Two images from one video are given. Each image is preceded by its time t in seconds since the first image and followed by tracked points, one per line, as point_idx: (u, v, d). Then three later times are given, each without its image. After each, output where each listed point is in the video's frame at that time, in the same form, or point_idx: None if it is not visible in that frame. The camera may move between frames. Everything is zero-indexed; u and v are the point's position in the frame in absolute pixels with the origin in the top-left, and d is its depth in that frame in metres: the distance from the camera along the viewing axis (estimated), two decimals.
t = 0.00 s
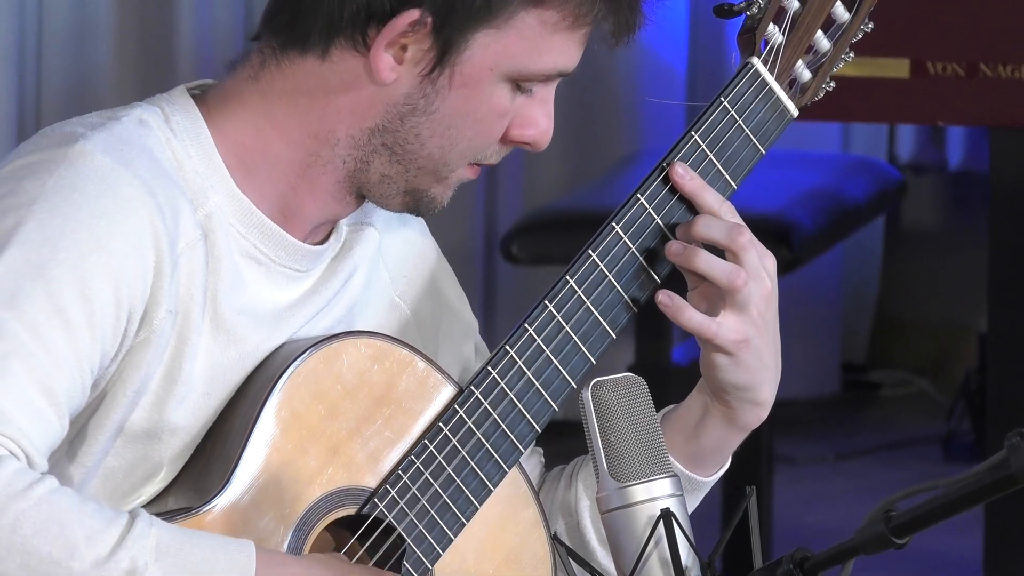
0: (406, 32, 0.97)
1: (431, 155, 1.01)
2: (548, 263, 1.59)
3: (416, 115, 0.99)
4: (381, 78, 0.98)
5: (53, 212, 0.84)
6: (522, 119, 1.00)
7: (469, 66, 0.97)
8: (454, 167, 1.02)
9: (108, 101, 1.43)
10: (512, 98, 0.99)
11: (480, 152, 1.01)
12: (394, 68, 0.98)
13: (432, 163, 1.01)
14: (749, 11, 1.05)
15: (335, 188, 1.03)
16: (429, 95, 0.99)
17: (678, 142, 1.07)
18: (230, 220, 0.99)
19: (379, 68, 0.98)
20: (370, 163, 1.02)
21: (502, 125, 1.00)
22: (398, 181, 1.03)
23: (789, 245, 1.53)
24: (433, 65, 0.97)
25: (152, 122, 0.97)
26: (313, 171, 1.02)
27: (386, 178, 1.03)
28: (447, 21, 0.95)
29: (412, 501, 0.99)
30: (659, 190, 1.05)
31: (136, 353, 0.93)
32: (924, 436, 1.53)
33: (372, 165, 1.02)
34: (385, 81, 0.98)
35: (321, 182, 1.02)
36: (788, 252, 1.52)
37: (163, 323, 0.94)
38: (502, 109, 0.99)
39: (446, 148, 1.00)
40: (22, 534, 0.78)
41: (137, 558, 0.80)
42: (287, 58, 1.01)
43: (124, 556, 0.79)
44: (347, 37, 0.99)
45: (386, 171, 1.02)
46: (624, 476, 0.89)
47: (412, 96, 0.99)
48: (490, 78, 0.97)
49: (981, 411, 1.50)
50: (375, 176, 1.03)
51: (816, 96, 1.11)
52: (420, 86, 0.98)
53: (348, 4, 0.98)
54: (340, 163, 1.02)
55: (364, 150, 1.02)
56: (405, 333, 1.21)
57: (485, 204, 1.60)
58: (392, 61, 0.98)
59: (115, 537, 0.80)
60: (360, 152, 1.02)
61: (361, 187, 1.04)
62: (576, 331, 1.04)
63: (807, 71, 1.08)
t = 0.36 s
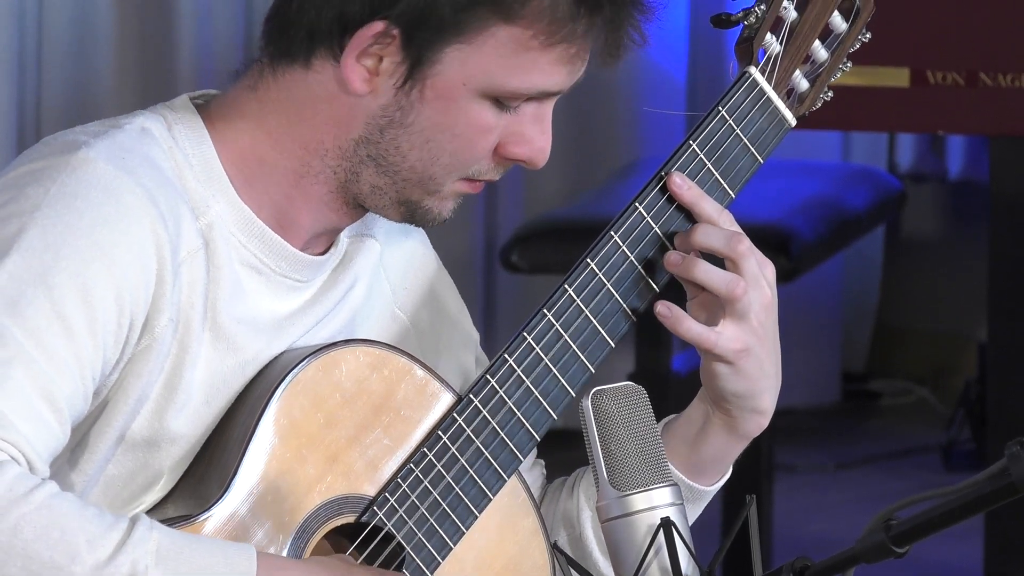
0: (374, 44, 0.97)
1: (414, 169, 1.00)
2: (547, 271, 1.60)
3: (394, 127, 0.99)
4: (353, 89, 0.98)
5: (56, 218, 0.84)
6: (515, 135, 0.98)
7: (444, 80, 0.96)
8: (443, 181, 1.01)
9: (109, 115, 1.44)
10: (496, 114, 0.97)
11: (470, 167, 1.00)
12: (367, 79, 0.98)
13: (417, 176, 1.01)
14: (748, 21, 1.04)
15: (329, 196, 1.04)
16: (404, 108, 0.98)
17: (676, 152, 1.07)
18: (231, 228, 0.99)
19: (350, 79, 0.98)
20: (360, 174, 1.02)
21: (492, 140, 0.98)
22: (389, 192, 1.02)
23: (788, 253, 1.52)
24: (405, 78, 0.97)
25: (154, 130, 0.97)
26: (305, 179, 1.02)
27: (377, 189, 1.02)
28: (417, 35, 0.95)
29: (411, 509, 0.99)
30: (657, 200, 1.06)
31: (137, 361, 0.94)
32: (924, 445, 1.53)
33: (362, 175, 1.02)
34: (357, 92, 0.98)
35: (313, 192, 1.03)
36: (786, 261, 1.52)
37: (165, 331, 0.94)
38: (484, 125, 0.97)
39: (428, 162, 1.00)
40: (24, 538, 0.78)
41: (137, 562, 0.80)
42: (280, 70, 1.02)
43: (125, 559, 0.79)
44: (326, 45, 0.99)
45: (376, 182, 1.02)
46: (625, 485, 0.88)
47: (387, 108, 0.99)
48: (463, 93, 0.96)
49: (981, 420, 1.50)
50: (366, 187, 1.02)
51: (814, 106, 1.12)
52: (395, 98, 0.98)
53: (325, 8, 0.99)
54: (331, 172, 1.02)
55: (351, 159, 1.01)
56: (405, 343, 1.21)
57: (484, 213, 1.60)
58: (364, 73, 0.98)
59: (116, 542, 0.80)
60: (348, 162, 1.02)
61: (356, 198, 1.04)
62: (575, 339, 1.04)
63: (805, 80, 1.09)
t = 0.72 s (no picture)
0: (344, 42, 0.98)
1: (391, 168, 1.00)
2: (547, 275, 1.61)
3: (369, 126, 0.99)
4: (326, 87, 0.99)
5: (53, 224, 0.84)
6: (496, 134, 0.98)
7: (413, 79, 0.97)
8: (428, 181, 1.01)
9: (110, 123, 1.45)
10: (473, 113, 0.97)
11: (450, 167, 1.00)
12: (342, 77, 0.99)
13: (396, 174, 1.00)
14: (745, 25, 1.04)
15: (318, 200, 1.04)
16: (377, 106, 0.99)
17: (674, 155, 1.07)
18: (229, 233, 1.00)
19: (324, 77, 0.99)
20: (344, 174, 1.02)
21: (474, 139, 0.98)
22: (373, 191, 1.02)
23: (789, 257, 1.52)
24: (374, 75, 0.98)
25: (150, 135, 0.98)
26: (294, 179, 1.02)
27: (361, 189, 1.02)
28: (386, 33, 0.96)
29: (410, 513, 0.99)
30: (655, 204, 1.06)
31: (136, 366, 0.94)
32: (924, 449, 1.53)
33: (346, 175, 1.02)
34: (331, 91, 0.99)
35: (301, 191, 1.03)
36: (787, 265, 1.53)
37: (162, 336, 0.95)
38: (461, 125, 0.97)
39: (405, 161, 0.99)
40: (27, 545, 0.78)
41: (139, 568, 0.80)
42: (264, 73, 1.02)
43: (126, 565, 0.80)
44: (307, 47, 1.00)
45: (359, 182, 1.02)
46: (625, 490, 0.86)
47: (361, 107, 0.99)
48: (433, 92, 0.97)
49: (981, 425, 1.51)
50: (351, 187, 1.02)
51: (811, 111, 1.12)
52: (368, 97, 0.99)
53: (304, 11, 1.00)
54: (319, 172, 1.02)
55: (333, 160, 1.01)
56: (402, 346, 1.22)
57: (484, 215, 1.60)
58: (339, 69, 0.99)
59: (116, 548, 0.81)
60: (331, 163, 1.02)
61: (342, 199, 1.04)
62: (573, 344, 1.04)
63: (803, 85, 1.09)
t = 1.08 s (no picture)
0: (332, 43, 0.98)
1: (380, 170, 1.00)
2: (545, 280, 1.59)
3: (358, 127, 1.00)
4: (316, 88, 0.99)
5: (52, 229, 0.85)
6: (485, 137, 0.99)
7: (400, 79, 0.97)
8: (417, 186, 1.01)
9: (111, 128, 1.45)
10: (460, 117, 0.98)
11: (437, 170, 1.00)
12: (330, 77, 0.99)
13: (385, 177, 1.01)
14: (749, 33, 1.04)
15: (311, 201, 1.03)
16: (365, 107, 0.99)
17: (678, 160, 1.06)
18: (228, 235, 0.99)
19: (313, 78, 0.99)
20: (335, 176, 1.02)
21: (462, 140, 0.99)
22: (363, 192, 1.02)
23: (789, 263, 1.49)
24: (362, 77, 0.98)
25: (147, 139, 0.98)
26: (287, 181, 1.02)
27: (351, 191, 1.02)
28: (371, 31, 0.96)
29: (412, 518, 1.00)
30: (659, 207, 1.05)
31: (135, 370, 0.94)
32: (924, 455, 1.52)
33: (337, 177, 1.02)
34: (320, 92, 0.99)
35: (294, 193, 1.02)
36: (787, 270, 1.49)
37: (162, 339, 0.94)
38: (450, 127, 0.98)
39: (393, 162, 1.00)
40: (25, 552, 0.79)
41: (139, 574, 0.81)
42: (256, 76, 1.02)
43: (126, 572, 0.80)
44: (294, 47, 1.00)
45: (350, 184, 1.02)
46: (625, 495, 0.85)
47: (350, 107, 0.99)
48: (422, 93, 0.97)
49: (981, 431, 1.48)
50: (342, 189, 1.02)
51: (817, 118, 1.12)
52: (356, 98, 0.99)
53: (291, 12, 1.00)
54: (313, 174, 1.02)
55: (324, 162, 1.01)
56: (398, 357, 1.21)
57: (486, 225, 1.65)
58: (328, 70, 0.99)
59: (117, 555, 0.81)
60: (322, 165, 1.01)
61: (334, 201, 1.03)
62: (576, 349, 1.04)
63: (808, 92, 1.09)
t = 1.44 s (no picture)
0: (337, 48, 0.98)
1: (387, 169, 1.01)
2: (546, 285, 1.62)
3: (364, 129, 1.00)
4: (319, 92, 0.99)
5: (44, 241, 0.85)
6: (488, 129, 0.99)
7: (406, 79, 0.97)
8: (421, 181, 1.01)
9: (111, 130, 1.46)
10: (465, 109, 0.98)
11: (442, 164, 1.00)
12: (333, 83, 0.99)
13: (391, 176, 1.01)
14: (746, 35, 1.03)
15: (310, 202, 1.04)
16: (371, 109, 0.99)
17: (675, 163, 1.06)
18: (221, 242, 0.99)
19: (317, 85, 0.99)
20: (336, 177, 1.02)
21: (464, 135, 0.99)
22: (365, 193, 1.03)
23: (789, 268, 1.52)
24: (368, 79, 0.98)
25: (138, 148, 0.97)
26: (284, 184, 1.02)
27: (353, 191, 1.03)
28: (377, 34, 0.97)
29: (409, 522, 1.00)
30: (655, 210, 1.05)
31: (129, 380, 0.94)
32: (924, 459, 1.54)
33: (338, 178, 1.02)
34: (324, 96, 0.99)
35: (292, 197, 1.03)
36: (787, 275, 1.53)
37: (156, 349, 0.94)
38: (454, 121, 0.98)
39: (401, 161, 1.00)
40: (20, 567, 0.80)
41: None
42: (252, 78, 1.02)
43: None
44: (290, 47, 1.00)
45: (352, 185, 1.02)
46: (625, 500, 0.85)
47: (355, 111, 0.99)
48: (430, 90, 0.97)
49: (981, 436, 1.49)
50: (343, 190, 1.03)
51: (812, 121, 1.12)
52: (362, 100, 0.99)
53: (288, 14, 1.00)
54: (310, 177, 1.02)
55: (326, 164, 1.01)
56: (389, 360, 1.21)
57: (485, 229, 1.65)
58: (331, 75, 0.99)
59: (111, 567, 0.82)
60: (324, 167, 1.02)
61: (333, 201, 1.04)
62: (573, 352, 1.04)
63: (804, 94, 1.09)
